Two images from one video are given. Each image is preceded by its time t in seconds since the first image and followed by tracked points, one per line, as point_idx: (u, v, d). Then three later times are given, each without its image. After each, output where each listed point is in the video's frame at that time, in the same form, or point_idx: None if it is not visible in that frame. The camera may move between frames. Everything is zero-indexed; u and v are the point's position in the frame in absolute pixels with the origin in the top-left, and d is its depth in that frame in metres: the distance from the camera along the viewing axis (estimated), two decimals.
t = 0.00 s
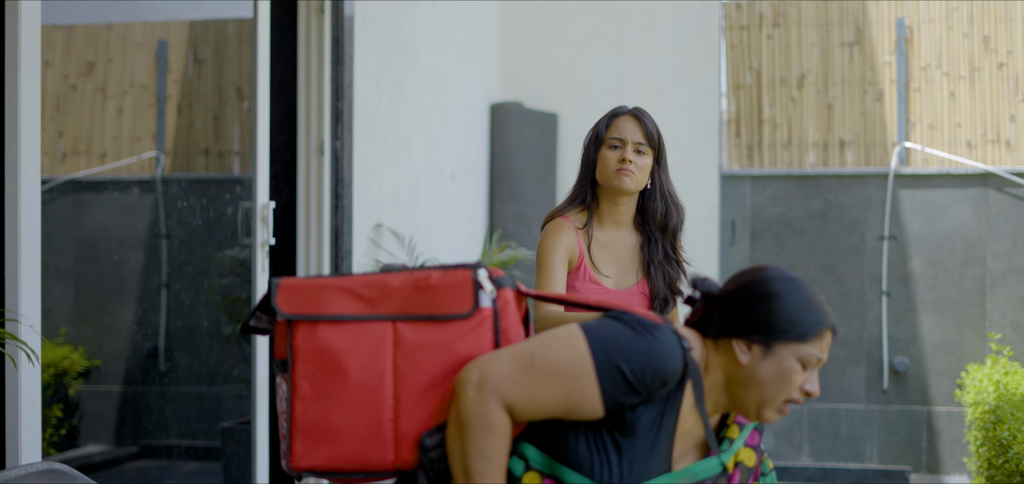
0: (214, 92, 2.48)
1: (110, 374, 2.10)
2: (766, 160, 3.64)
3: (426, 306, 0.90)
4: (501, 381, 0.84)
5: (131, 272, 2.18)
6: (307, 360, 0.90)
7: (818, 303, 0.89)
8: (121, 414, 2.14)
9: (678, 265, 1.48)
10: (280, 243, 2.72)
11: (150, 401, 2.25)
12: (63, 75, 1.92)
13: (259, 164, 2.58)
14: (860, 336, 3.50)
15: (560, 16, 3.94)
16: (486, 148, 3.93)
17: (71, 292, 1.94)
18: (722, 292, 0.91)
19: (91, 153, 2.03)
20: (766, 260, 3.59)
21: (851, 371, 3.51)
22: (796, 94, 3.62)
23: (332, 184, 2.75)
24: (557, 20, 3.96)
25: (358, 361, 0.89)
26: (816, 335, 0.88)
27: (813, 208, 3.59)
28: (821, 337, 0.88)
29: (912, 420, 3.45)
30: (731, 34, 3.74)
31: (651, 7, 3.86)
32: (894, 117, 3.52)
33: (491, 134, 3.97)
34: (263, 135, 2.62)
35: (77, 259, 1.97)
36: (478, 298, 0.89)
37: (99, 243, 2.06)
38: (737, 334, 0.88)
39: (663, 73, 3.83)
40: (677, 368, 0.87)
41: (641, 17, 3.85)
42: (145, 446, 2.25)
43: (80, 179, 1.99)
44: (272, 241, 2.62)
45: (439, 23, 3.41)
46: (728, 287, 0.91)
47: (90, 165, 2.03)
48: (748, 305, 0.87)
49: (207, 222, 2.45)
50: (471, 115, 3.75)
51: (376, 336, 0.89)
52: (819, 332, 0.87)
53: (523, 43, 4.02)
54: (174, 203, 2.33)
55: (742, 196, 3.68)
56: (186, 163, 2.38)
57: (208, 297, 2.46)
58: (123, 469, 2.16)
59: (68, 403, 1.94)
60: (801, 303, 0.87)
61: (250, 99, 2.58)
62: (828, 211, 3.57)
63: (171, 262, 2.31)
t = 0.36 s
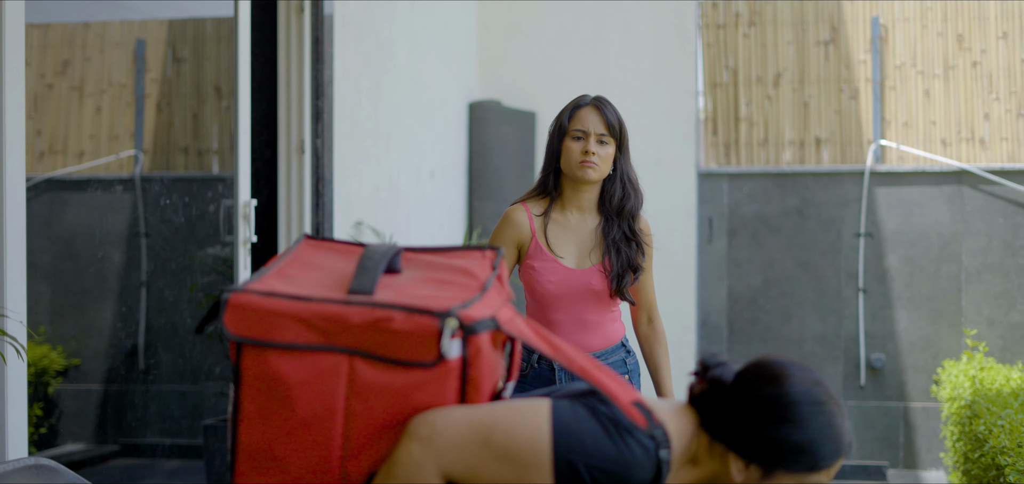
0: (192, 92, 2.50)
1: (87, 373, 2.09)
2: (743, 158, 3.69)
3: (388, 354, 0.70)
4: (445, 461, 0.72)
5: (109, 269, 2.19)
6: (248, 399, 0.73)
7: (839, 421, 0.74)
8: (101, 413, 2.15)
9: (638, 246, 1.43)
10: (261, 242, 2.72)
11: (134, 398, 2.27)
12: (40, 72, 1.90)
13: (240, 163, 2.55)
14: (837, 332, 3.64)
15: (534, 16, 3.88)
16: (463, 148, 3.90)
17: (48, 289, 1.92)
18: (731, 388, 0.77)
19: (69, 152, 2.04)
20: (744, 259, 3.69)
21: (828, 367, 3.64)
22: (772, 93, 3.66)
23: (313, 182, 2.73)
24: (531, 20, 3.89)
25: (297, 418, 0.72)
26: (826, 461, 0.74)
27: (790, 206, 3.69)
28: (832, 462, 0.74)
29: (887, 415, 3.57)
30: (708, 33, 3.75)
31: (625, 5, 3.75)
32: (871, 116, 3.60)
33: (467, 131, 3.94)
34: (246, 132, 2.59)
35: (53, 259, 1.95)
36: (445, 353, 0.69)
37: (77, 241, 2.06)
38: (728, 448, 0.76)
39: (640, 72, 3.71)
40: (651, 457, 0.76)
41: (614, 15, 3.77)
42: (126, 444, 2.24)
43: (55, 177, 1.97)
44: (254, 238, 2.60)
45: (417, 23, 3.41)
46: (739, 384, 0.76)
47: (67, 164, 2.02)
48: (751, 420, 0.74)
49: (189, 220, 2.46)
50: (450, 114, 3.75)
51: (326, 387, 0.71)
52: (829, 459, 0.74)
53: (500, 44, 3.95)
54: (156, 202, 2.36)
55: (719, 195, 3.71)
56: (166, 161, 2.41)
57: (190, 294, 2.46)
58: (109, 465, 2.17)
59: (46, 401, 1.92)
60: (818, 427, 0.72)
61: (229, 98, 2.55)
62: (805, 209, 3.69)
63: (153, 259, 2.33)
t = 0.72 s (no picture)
0: (188, 87, 2.50)
1: (81, 371, 2.09)
2: (741, 155, 3.54)
3: (305, 336, 0.88)
4: (383, 425, 0.86)
5: (105, 265, 2.21)
6: (195, 412, 0.89)
7: (754, 278, 0.91)
8: (95, 411, 2.16)
9: (615, 226, 1.88)
10: (259, 236, 2.70)
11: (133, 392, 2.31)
12: (34, 66, 1.88)
13: (238, 158, 2.57)
14: (834, 328, 3.48)
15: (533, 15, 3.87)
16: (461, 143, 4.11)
17: (43, 284, 1.95)
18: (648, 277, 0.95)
19: (63, 146, 2.03)
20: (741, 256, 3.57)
21: (825, 363, 3.47)
22: (770, 89, 3.46)
23: (312, 177, 2.78)
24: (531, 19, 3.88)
25: (245, 406, 0.88)
26: (751, 317, 0.91)
27: (788, 202, 3.54)
28: (755, 317, 0.91)
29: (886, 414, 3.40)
30: (704, 30, 3.52)
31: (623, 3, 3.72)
32: (868, 111, 3.36)
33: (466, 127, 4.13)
34: (243, 126, 2.61)
35: (48, 254, 1.97)
36: (360, 323, 0.87)
37: (72, 238, 2.06)
38: (663, 327, 0.93)
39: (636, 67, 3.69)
40: (579, 393, 0.88)
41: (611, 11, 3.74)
42: (120, 441, 2.27)
43: (53, 174, 1.98)
44: (252, 231, 2.64)
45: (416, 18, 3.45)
46: (653, 270, 0.95)
47: (60, 160, 2.01)
48: (674, 293, 0.91)
49: (188, 214, 2.50)
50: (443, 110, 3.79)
51: (261, 376, 0.88)
52: (749, 316, 0.91)
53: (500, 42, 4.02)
54: (154, 195, 2.39)
55: (717, 191, 3.59)
56: (162, 157, 2.42)
57: (189, 288, 2.51)
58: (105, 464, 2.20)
59: (40, 399, 1.90)
60: (732, 284, 0.90)
61: (226, 93, 2.56)
62: (802, 206, 3.53)
63: (151, 250, 2.37)
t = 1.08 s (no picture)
0: (191, 87, 2.77)
1: (82, 369, 2.40)
2: (743, 153, 3.54)
3: (252, 356, 1.17)
4: (346, 403, 1.09)
5: (109, 261, 2.50)
6: (188, 445, 1.18)
7: (657, 172, 1.09)
8: (94, 410, 2.43)
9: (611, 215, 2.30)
10: (267, 234, 2.94)
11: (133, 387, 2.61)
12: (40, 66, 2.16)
13: (243, 155, 2.80)
14: (835, 326, 3.48)
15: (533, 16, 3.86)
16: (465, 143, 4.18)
17: (50, 277, 2.23)
18: (561, 188, 1.14)
19: (63, 148, 2.27)
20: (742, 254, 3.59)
21: (826, 362, 3.47)
22: (771, 88, 3.45)
23: (316, 176, 3.00)
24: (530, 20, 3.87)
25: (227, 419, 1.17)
26: (657, 207, 1.08)
27: (788, 200, 3.55)
28: (659, 208, 1.08)
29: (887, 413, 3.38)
30: (707, 30, 3.49)
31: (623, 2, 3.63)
32: (868, 111, 3.33)
33: (469, 126, 4.20)
34: (251, 126, 2.85)
35: (60, 242, 2.27)
36: (294, 323, 1.17)
37: (71, 238, 2.33)
38: (582, 230, 1.11)
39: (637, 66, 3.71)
40: (491, 320, 1.08)
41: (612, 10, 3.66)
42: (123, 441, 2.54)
43: (50, 174, 2.20)
44: (259, 230, 2.87)
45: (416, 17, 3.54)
46: (564, 180, 1.13)
47: (61, 159, 2.26)
48: (586, 195, 1.10)
49: (194, 211, 2.76)
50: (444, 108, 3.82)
51: (228, 393, 1.17)
52: (654, 207, 1.08)
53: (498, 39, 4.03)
54: (160, 193, 2.67)
55: (718, 191, 3.61)
56: (164, 156, 2.70)
57: (194, 285, 2.77)
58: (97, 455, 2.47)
59: (45, 396, 2.20)
60: (638, 176, 1.08)
61: (227, 92, 2.83)
62: (804, 204, 3.54)
63: (156, 248, 2.66)
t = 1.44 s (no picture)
0: (203, 88, 2.83)
1: (94, 368, 2.41)
2: (753, 154, 3.67)
3: (248, 361, 1.31)
4: (336, 373, 1.17)
5: (118, 263, 2.51)
6: (199, 452, 1.29)
7: (615, 130, 1.21)
8: (105, 410, 2.45)
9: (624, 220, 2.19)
10: (280, 235, 3.00)
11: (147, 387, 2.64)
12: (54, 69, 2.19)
13: (257, 156, 2.90)
14: (847, 328, 3.58)
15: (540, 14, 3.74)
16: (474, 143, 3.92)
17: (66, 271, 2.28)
18: (524, 149, 1.25)
19: (73, 149, 2.30)
20: (753, 255, 3.74)
21: (838, 364, 3.56)
22: (781, 88, 3.60)
23: (328, 179, 3.07)
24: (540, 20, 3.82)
25: (233, 419, 1.30)
26: (613, 163, 1.20)
27: (799, 202, 3.69)
28: (615, 166, 1.20)
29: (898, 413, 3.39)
30: (718, 30, 3.59)
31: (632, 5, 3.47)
32: (879, 110, 3.42)
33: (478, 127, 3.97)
34: (264, 129, 2.95)
35: (71, 245, 2.29)
36: (284, 320, 1.31)
37: (83, 240, 2.36)
38: (546, 185, 1.22)
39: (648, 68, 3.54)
40: (462, 274, 1.18)
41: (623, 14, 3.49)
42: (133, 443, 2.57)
43: (63, 175, 2.25)
44: (272, 232, 2.95)
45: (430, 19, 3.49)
46: (527, 141, 1.24)
47: (71, 160, 2.29)
48: (549, 151, 1.21)
49: (210, 213, 2.83)
50: (457, 108, 3.76)
51: (231, 395, 1.30)
52: (611, 164, 1.20)
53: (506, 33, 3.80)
54: (175, 195, 2.74)
55: (728, 191, 3.75)
56: (177, 156, 2.75)
57: (206, 286, 2.81)
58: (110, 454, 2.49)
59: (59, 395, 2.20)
60: (597, 133, 1.20)
61: (239, 93, 2.90)
62: (814, 205, 3.67)
63: (171, 249, 2.71)
